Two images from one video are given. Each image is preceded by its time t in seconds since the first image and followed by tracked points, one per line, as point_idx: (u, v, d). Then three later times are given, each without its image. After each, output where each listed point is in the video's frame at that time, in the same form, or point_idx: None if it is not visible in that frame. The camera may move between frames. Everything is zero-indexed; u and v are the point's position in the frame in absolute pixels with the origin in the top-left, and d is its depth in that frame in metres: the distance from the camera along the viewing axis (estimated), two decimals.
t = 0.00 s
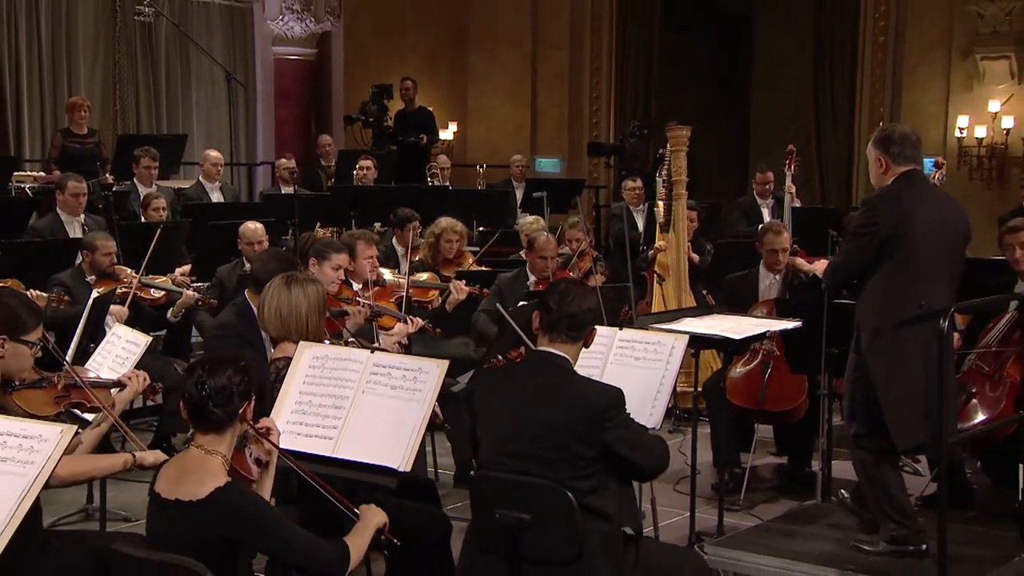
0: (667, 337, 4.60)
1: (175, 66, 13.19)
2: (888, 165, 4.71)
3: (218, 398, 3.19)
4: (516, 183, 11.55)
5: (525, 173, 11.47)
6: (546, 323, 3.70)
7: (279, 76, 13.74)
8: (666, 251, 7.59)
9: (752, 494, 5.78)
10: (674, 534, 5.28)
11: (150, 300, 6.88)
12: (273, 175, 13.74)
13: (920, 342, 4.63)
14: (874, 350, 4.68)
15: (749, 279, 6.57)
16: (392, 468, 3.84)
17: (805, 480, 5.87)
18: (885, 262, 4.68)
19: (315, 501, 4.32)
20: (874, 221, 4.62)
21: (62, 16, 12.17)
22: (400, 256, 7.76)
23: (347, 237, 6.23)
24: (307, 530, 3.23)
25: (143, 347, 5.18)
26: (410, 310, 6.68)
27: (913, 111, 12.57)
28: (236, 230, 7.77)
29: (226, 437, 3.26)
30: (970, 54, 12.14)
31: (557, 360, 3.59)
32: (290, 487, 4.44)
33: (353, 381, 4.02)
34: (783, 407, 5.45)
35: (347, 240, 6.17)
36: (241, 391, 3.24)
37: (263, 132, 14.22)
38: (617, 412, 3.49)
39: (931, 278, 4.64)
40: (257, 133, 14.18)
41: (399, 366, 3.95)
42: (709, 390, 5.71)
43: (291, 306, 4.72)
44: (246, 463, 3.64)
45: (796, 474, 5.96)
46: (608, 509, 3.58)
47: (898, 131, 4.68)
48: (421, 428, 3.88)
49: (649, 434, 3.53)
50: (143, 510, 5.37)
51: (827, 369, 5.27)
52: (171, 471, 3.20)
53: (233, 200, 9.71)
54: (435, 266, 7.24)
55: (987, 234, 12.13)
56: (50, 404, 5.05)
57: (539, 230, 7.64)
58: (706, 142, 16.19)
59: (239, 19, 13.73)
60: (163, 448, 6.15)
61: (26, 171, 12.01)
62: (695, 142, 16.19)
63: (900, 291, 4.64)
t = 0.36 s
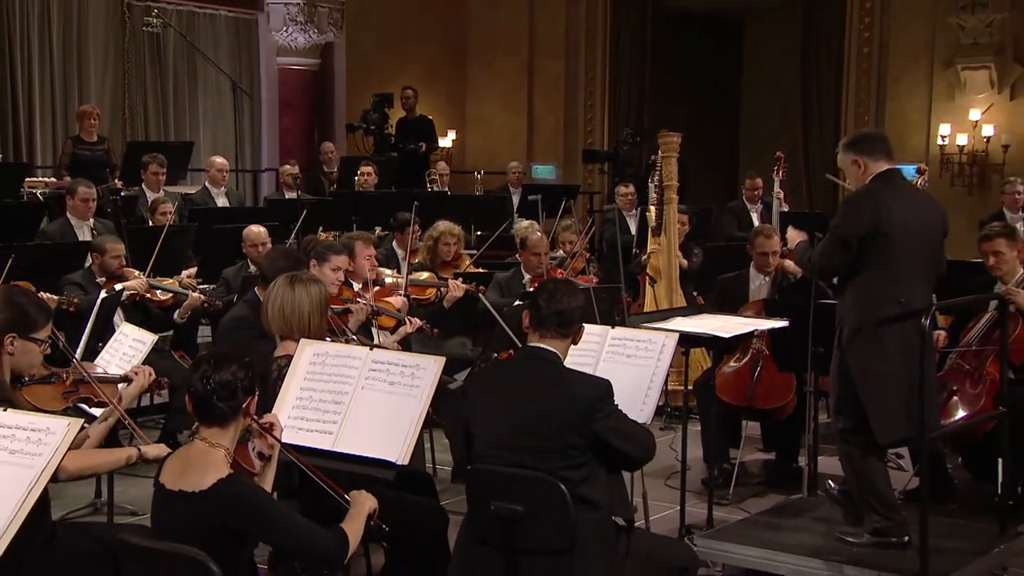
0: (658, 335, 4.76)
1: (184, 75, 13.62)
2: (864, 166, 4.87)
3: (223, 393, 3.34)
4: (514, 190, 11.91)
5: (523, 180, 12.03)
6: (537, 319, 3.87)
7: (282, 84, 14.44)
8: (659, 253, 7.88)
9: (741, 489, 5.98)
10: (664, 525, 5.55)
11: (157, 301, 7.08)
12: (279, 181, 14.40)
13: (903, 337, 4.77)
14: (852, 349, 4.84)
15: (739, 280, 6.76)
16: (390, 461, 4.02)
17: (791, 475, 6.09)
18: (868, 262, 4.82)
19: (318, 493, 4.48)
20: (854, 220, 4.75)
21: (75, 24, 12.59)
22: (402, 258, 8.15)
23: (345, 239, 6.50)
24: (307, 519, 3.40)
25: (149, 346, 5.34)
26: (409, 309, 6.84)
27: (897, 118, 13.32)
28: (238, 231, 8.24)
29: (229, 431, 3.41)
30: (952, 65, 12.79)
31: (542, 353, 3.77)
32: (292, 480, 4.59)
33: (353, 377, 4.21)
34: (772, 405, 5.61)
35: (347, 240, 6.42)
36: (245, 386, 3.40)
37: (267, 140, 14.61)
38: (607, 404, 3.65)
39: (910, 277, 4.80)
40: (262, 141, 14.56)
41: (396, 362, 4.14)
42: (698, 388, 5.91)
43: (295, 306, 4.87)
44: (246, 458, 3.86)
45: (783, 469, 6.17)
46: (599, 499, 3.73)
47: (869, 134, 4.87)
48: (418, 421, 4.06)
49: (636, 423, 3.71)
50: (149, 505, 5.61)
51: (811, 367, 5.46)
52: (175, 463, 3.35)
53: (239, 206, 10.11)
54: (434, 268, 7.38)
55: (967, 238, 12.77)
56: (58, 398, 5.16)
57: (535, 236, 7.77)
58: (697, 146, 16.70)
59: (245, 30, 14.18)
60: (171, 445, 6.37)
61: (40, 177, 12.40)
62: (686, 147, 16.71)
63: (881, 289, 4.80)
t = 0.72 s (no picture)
0: (649, 331, 4.95)
1: (191, 82, 14.09)
2: (842, 172, 5.04)
3: (228, 384, 3.49)
4: (510, 192, 12.36)
5: (519, 184, 12.38)
6: (531, 314, 4.02)
7: (287, 91, 14.84)
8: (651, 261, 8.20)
9: (731, 482, 6.19)
10: (657, 515, 5.78)
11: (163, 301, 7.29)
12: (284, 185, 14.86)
13: (881, 338, 4.92)
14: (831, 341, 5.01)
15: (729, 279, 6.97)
16: (390, 452, 4.20)
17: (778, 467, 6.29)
18: (842, 261, 5.00)
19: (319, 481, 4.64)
20: (831, 220, 4.92)
21: (85, 33, 13.06)
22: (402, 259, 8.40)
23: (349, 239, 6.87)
24: (307, 499, 3.59)
25: (156, 342, 5.51)
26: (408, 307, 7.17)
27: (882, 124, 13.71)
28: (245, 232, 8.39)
29: (231, 423, 3.56)
30: (935, 72, 13.01)
31: (535, 346, 3.92)
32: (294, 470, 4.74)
33: (353, 371, 4.38)
34: (761, 400, 5.78)
35: (350, 240, 6.75)
36: (251, 379, 3.54)
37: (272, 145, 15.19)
38: (598, 396, 3.83)
39: (885, 282, 4.94)
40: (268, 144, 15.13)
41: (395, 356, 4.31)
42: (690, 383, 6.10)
43: (299, 304, 5.12)
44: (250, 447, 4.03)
45: (772, 462, 6.36)
46: (590, 487, 3.89)
47: (847, 141, 5.04)
48: (417, 414, 4.24)
49: (626, 412, 3.89)
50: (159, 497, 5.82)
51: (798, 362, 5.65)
52: (178, 452, 3.48)
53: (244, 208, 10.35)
54: (433, 268, 7.75)
55: (947, 241, 12.93)
56: (67, 393, 5.40)
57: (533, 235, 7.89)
58: (689, 146, 16.88)
59: (251, 39, 14.68)
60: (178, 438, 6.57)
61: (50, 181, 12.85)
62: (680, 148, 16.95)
63: (852, 291, 4.96)
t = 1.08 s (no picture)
0: (641, 324, 5.11)
1: (197, 88, 14.36)
2: (816, 159, 5.22)
3: (224, 372, 3.63)
4: (507, 193, 13.09)
5: (517, 184, 13.26)
6: (529, 307, 4.15)
7: (291, 95, 15.32)
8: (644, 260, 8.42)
9: (722, 473, 6.37)
10: (649, 504, 5.99)
11: (170, 295, 7.52)
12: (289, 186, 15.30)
13: (843, 337, 5.18)
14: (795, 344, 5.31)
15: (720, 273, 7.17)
16: (387, 441, 4.31)
17: (767, 457, 6.49)
18: (809, 244, 5.21)
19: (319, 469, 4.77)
20: (802, 205, 5.13)
21: (95, 38, 13.28)
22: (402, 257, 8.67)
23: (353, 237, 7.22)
24: (305, 485, 3.73)
25: (162, 335, 5.62)
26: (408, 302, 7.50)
27: (870, 128, 14.14)
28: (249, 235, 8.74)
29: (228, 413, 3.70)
30: (920, 77, 13.58)
31: (533, 338, 4.06)
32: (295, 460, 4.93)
33: (354, 363, 4.54)
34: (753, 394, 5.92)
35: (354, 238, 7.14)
36: (250, 370, 3.67)
37: (277, 144, 15.50)
38: (594, 387, 3.96)
39: (847, 278, 5.19)
40: (272, 143, 15.47)
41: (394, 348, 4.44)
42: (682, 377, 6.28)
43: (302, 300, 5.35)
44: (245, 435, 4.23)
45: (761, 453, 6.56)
46: (582, 474, 4.02)
47: (821, 128, 5.23)
48: (414, 405, 4.36)
49: (621, 402, 4.00)
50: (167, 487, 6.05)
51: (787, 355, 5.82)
52: (178, 440, 3.64)
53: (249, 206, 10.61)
54: (433, 266, 8.04)
55: (933, 238, 13.66)
56: (76, 381, 5.66)
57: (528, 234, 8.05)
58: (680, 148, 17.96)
59: (255, 44, 14.96)
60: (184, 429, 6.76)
61: (61, 182, 13.11)
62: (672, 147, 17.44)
63: (816, 279, 5.20)
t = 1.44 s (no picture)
0: (634, 318, 5.27)
1: (204, 92, 14.84)
2: (773, 164, 5.59)
3: (228, 363, 3.71)
4: (506, 194, 13.46)
5: (514, 186, 13.55)
6: (537, 302, 4.29)
7: (296, 97, 15.79)
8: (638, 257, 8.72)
9: (713, 463, 6.59)
10: (641, 493, 6.19)
11: (175, 291, 7.78)
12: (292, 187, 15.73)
13: (819, 334, 5.44)
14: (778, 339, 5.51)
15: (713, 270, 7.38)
16: (389, 430, 4.51)
17: (756, 450, 6.69)
18: (781, 237, 5.52)
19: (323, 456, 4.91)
20: (771, 204, 5.44)
21: (104, 44, 13.68)
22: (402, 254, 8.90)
23: (353, 235, 7.64)
24: (309, 472, 3.84)
25: (168, 329, 5.83)
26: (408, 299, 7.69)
27: (857, 131, 14.60)
28: (255, 231, 8.80)
29: (233, 401, 3.79)
30: (906, 81, 14.03)
31: (538, 334, 4.18)
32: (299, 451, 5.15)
33: (355, 355, 4.71)
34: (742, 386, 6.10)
35: (354, 237, 7.55)
36: (252, 361, 3.76)
37: (281, 146, 15.94)
38: (595, 385, 4.08)
39: (822, 270, 5.46)
40: (276, 145, 15.89)
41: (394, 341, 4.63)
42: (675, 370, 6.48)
43: (305, 295, 5.56)
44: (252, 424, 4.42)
45: (751, 444, 6.77)
46: (580, 466, 4.17)
47: (775, 136, 5.60)
48: (414, 396, 4.57)
49: (621, 400, 4.13)
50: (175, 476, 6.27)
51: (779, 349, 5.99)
52: (185, 429, 3.73)
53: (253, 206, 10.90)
54: (433, 263, 8.10)
55: (917, 238, 14.04)
56: (85, 371, 5.88)
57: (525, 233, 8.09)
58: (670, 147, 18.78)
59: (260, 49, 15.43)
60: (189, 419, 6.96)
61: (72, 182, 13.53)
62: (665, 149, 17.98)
63: (791, 270, 5.46)
